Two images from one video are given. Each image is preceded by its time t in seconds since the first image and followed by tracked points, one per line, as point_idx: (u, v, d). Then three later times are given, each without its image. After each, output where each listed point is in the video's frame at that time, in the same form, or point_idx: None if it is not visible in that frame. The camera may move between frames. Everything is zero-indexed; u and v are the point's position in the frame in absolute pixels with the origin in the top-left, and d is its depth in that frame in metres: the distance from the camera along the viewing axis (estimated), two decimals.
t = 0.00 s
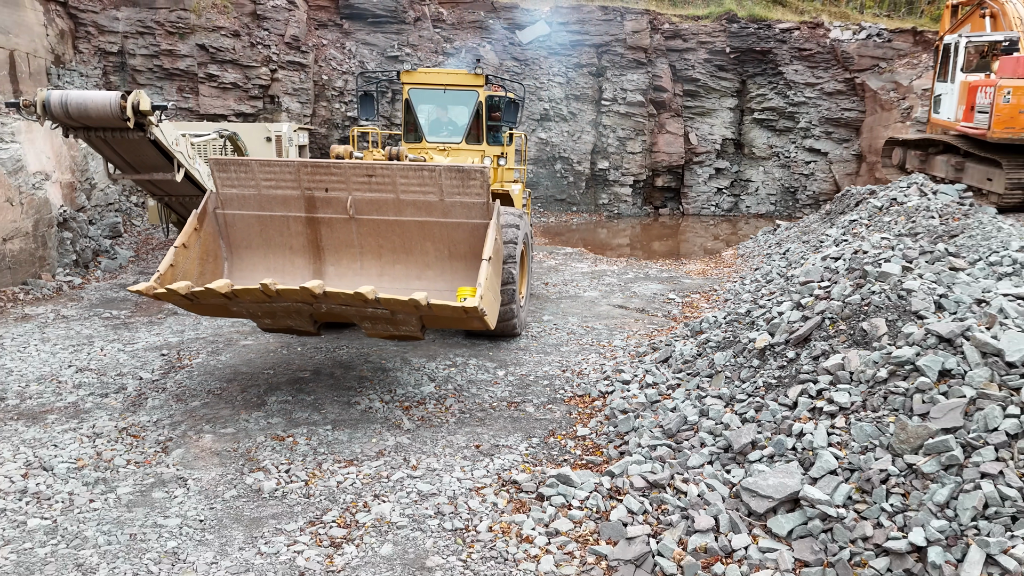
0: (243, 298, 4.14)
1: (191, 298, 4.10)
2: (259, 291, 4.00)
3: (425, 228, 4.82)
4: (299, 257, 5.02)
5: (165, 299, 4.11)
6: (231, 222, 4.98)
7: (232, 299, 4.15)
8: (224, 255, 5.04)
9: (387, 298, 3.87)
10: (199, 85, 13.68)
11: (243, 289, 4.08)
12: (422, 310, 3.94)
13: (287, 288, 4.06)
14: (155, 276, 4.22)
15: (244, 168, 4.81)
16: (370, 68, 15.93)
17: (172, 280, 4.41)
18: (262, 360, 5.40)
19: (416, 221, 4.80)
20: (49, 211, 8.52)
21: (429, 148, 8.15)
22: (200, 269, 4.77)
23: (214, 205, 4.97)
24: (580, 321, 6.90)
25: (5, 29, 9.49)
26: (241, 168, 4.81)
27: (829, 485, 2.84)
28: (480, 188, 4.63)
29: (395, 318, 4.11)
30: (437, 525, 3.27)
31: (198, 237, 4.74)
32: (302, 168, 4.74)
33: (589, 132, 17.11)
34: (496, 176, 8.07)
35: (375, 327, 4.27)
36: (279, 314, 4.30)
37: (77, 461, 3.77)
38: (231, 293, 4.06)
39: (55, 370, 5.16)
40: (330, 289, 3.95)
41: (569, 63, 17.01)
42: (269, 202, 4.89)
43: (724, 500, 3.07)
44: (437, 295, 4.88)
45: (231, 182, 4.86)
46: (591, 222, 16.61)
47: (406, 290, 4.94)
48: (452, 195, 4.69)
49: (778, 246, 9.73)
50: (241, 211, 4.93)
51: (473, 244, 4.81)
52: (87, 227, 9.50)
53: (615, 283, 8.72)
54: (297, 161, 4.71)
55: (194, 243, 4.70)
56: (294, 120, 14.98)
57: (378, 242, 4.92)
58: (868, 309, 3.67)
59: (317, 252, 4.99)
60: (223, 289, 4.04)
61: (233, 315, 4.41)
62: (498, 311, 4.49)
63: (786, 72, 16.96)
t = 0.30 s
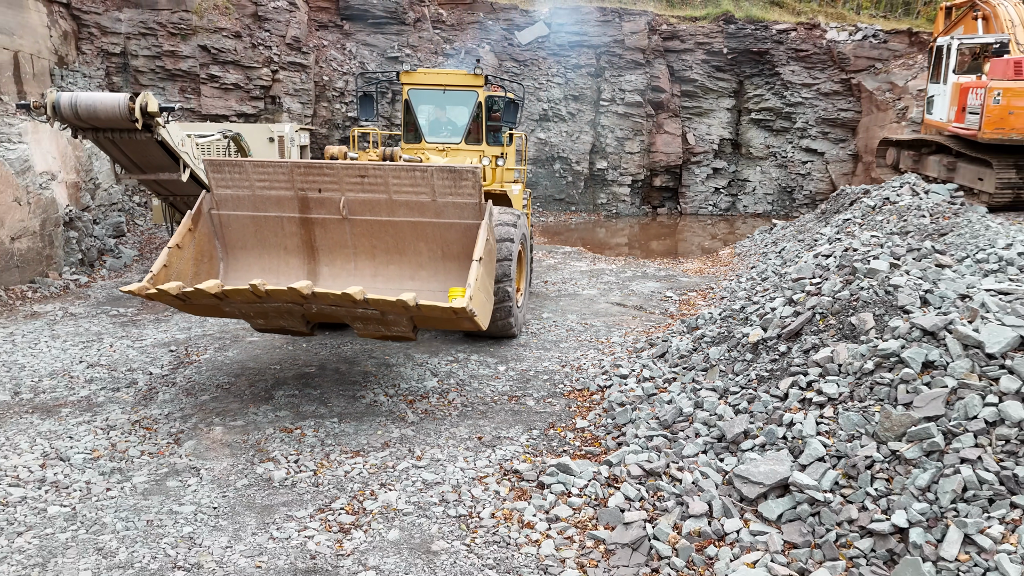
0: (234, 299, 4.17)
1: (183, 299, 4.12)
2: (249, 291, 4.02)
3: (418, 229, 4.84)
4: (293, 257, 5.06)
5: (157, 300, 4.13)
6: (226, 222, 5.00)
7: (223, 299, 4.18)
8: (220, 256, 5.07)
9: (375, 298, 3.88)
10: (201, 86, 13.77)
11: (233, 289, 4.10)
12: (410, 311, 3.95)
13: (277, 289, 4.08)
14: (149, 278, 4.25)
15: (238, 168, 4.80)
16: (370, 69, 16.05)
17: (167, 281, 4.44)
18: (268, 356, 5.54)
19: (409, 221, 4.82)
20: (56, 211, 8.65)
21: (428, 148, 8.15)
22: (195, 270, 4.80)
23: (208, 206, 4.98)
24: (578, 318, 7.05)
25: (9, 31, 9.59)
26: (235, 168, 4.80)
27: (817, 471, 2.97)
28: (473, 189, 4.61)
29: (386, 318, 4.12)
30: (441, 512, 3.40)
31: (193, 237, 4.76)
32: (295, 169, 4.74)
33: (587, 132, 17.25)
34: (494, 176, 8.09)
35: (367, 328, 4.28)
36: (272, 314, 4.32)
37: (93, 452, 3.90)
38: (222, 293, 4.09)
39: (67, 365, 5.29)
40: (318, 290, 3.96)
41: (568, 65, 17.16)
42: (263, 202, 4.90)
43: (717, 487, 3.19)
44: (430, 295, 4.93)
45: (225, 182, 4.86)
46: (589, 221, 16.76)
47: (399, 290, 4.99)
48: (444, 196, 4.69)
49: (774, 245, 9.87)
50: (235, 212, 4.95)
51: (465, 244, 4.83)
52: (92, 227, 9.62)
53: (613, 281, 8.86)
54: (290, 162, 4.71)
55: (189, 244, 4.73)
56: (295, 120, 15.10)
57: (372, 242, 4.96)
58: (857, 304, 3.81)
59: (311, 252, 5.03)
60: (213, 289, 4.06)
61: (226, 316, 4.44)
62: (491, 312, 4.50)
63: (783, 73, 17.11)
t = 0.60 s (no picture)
0: (223, 300, 4.17)
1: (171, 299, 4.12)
2: (237, 293, 4.02)
3: (411, 230, 4.84)
4: (286, 258, 5.05)
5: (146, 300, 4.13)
6: (219, 223, 4.99)
7: (212, 300, 4.18)
8: (213, 256, 5.06)
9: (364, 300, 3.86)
10: (203, 86, 13.77)
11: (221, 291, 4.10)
12: (400, 313, 3.91)
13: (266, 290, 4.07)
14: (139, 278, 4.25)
15: (231, 169, 4.79)
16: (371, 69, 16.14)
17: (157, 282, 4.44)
18: (273, 352, 5.64)
19: (402, 222, 4.81)
20: (61, 211, 8.74)
21: (427, 148, 8.24)
22: (187, 270, 4.80)
23: (202, 206, 4.97)
24: (577, 315, 7.18)
25: (12, 32, 9.65)
26: (228, 169, 4.80)
27: (807, 461, 3.08)
28: (465, 190, 4.62)
29: (376, 320, 4.10)
30: (444, 502, 3.51)
31: (185, 238, 4.76)
32: (288, 170, 4.73)
33: (587, 133, 17.35)
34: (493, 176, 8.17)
35: (358, 329, 4.26)
36: (263, 315, 4.32)
37: (104, 445, 4.01)
38: (210, 294, 4.09)
39: (76, 362, 5.39)
40: (306, 291, 3.94)
41: (567, 65, 17.26)
42: (256, 203, 4.89)
43: (711, 477, 3.30)
44: (423, 297, 4.92)
45: (218, 183, 4.86)
46: (588, 221, 16.87)
47: (392, 292, 4.97)
48: (437, 196, 4.68)
49: (770, 244, 9.99)
50: (228, 212, 4.94)
51: (458, 246, 4.82)
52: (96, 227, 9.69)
53: (610, 280, 8.97)
54: (283, 162, 4.71)
55: (181, 244, 4.73)
56: (296, 120, 15.20)
57: (365, 244, 4.96)
58: (847, 301, 3.93)
59: (304, 253, 5.03)
60: (201, 291, 4.06)
61: (218, 316, 4.45)
62: (483, 314, 4.48)
63: (781, 73, 17.24)
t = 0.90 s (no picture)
0: (210, 302, 4.21)
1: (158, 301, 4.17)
2: (224, 295, 4.06)
3: (402, 232, 4.86)
4: (279, 260, 5.10)
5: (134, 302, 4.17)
6: (211, 223, 5.03)
7: (200, 302, 4.23)
8: (206, 257, 5.11)
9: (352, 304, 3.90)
10: (205, 87, 13.81)
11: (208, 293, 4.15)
12: (387, 317, 3.94)
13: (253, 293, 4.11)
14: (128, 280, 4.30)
15: (222, 170, 4.80)
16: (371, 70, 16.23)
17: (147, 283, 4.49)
18: (277, 348, 5.74)
19: (394, 224, 4.84)
20: (67, 211, 8.83)
21: (426, 148, 8.31)
22: (179, 271, 4.85)
23: (194, 207, 5.01)
24: (576, 313, 7.28)
25: (16, 33, 9.74)
26: (219, 170, 4.81)
27: (798, 452, 3.18)
28: (456, 192, 4.61)
29: (364, 323, 4.13)
30: (446, 493, 3.61)
31: (176, 239, 4.80)
32: (279, 171, 4.75)
33: (586, 133, 17.46)
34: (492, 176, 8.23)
35: (348, 332, 4.29)
36: (253, 318, 4.34)
37: (115, 439, 4.11)
38: (197, 297, 4.15)
39: (84, 359, 5.48)
40: (292, 295, 3.96)
41: (566, 66, 17.36)
42: (247, 204, 4.91)
43: (705, 468, 3.40)
44: (415, 299, 4.96)
45: (209, 184, 4.88)
46: (588, 221, 16.96)
47: (384, 294, 5.01)
48: (429, 199, 4.69)
49: (768, 243, 10.09)
50: (220, 213, 4.97)
51: (450, 249, 4.84)
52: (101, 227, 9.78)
53: (609, 279, 9.08)
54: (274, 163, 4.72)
55: (172, 246, 4.77)
56: (297, 120, 15.28)
57: (357, 245, 4.99)
58: (839, 297, 4.04)
59: (296, 255, 5.07)
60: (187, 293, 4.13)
61: (208, 318, 4.49)
62: (474, 318, 4.51)
63: (779, 74, 17.34)
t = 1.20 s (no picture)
0: (194, 306, 4.23)
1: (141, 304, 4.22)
2: (207, 300, 4.08)
3: (391, 235, 4.94)
4: (268, 262, 5.18)
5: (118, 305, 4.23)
6: (201, 226, 5.12)
7: (183, 306, 4.25)
8: (196, 259, 5.21)
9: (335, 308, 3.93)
10: (207, 87, 13.88)
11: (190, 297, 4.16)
12: (371, 321, 3.97)
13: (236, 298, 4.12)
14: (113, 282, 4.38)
15: (209, 172, 4.87)
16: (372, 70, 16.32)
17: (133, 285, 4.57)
18: (281, 346, 5.83)
19: (383, 227, 4.91)
20: (72, 210, 8.93)
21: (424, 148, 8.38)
22: (167, 273, 4.94)
23: (183, 209, 5.10)
24: (575, 311, 7.38)
25: (19, 35, 9.82)
26: (207, 172, 4.87)
27: (790, 444, 3.27)
28: (444, 195, 4.68)
29: (349, 327, 4.16)
30: (448, 485, 3.70)
31: (164, 242, 4.89)
32: (267, 173, 4.81)
33: (585, 133, 17.57)
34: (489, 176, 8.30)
35: (335, 336, 4.34)
36: (240, 323, 4.37)
37: (123, 433, 4.20)
38: (179, 301, 4.17)
39: (90, 356, 5.57)
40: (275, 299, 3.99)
41: (566, 66, 17.45)
42: (236, 206, 4.99)
43: (700, 460, 3.48)
44: (404, 301, 5.05)
45: (198, 186, 4.96)
46: (587, 220, 17.04)
47: (373, 296, 5.10)
48: (417, 201, 4.76)
49: (766, 242, 10.18)
50: (209, 215, 5.06)
51: (439, 251, 4.91)
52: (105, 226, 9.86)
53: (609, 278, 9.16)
54: (261, 166, 4.78)
55: (160, 248, 4.86)
56: (298, 120, 15.37)
57: (346, 248, 5.07)
58: (831, 294, 4.13)
59: (286, 257, 5.16)
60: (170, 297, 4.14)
61: (193, 322, 4.52)
62: (463, 321, 4.57)
63: (778, 74, 17.42)
